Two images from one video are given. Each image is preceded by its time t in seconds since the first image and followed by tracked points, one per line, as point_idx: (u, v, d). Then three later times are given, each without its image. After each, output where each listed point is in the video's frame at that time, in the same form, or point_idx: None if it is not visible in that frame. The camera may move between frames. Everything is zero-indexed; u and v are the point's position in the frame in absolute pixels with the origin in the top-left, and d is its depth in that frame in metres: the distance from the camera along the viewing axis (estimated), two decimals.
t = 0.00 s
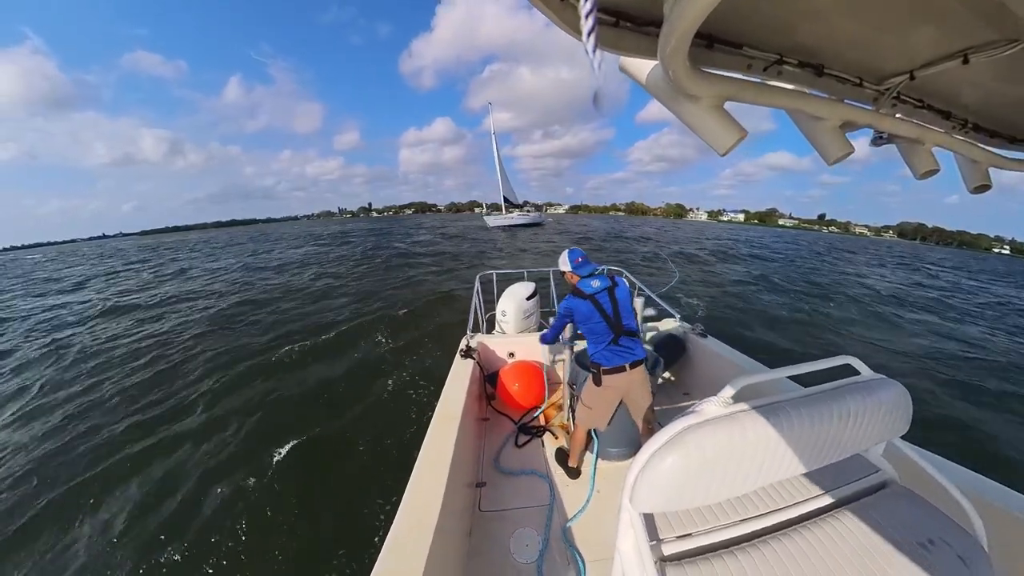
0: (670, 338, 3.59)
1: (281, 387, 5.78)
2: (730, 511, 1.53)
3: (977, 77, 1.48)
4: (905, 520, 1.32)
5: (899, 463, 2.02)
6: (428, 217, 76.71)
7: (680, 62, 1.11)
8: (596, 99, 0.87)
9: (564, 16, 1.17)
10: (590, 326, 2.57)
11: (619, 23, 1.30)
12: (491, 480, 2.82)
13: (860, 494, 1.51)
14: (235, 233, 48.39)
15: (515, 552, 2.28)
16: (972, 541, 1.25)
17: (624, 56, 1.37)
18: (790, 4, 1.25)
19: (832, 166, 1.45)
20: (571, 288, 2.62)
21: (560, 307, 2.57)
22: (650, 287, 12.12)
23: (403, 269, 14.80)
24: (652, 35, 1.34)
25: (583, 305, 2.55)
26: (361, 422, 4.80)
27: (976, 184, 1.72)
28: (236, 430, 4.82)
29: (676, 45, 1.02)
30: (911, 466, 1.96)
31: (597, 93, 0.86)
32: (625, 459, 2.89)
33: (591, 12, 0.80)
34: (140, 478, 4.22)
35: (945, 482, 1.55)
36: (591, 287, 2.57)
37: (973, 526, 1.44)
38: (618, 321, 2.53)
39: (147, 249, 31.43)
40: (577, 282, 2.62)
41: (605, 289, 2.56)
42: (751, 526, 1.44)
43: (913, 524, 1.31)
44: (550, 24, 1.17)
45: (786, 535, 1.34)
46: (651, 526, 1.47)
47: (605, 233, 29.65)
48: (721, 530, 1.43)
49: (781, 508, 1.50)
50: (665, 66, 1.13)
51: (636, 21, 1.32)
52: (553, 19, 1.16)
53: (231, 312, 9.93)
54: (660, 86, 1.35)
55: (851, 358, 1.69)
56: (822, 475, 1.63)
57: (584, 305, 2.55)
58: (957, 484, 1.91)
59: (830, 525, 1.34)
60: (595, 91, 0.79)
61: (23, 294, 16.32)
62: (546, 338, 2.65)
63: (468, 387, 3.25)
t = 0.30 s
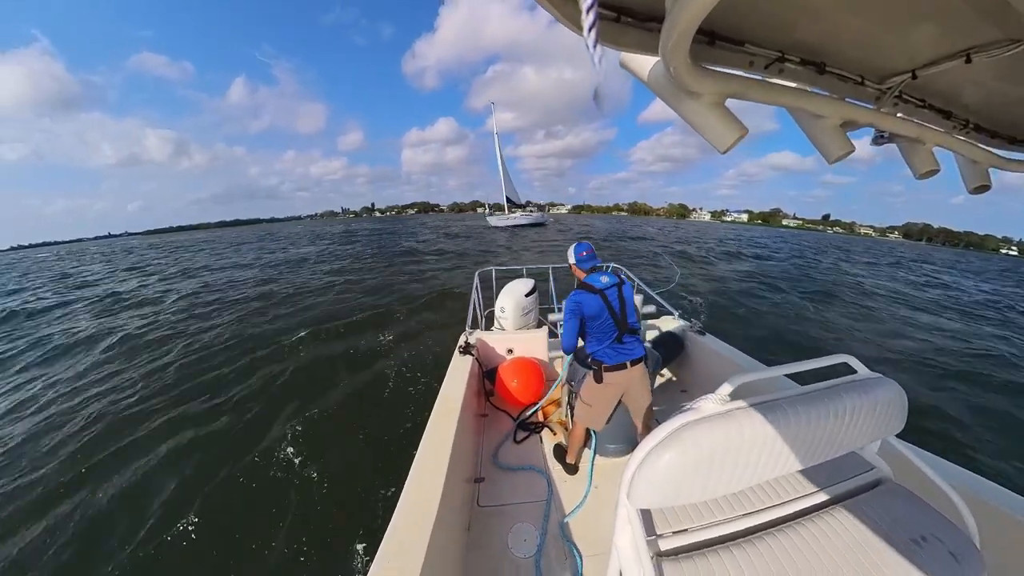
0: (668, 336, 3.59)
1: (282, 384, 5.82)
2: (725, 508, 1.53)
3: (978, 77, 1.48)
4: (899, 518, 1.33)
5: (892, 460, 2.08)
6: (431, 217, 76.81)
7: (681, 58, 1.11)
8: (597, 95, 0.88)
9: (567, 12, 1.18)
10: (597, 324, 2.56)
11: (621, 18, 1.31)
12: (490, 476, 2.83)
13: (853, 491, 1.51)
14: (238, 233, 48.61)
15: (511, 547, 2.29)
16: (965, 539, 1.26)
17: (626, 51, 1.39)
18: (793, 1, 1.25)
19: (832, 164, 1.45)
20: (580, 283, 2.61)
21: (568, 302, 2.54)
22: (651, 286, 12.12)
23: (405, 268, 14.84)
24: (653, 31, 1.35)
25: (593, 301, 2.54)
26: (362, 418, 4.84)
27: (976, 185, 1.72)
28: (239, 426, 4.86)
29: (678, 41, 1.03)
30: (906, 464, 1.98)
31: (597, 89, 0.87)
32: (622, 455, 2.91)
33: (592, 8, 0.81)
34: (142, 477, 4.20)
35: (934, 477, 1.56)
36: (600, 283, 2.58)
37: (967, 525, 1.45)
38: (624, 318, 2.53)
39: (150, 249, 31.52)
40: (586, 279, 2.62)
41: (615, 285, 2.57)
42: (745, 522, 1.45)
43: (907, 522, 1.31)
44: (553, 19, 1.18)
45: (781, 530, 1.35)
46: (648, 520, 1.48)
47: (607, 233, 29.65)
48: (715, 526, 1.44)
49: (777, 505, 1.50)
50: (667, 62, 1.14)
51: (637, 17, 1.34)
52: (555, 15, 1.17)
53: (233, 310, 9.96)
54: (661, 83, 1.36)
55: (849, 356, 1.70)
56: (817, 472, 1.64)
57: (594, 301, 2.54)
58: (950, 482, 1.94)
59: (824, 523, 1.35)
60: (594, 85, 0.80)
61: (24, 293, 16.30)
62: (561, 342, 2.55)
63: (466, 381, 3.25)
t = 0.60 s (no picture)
0: (667, 336, 3.60)
1: (284, 383, 5.88)
2: (720, 508, 1.54)
3: (980, 81, 1.48)
4: (893, 519, 1.34)
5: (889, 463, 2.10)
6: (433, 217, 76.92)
7: (683, 58, 1.13)
8: (598, 94, 0.90)
9: (570, 11, 1.20)
10: (610, 322, 2.57)
11: (624, 18, 1.33)
12: (489, 474, 2.85)
13: (848, 492, 1.52)
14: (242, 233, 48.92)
15: (509, 545, 2.31)
16: (959, 541, 1.26)
17: (628, 50, 1.40)
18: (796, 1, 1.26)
19: (833, 166, 1.46)
20: (603, 279, 2.63)
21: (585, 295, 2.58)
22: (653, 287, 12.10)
23: (407, 268, 14.91)
24: (655, 30, 1.37)
25: (612, 298, 2.56)
26: (362, 417, 4.90)
27: (977, 189, 1.72)
28: (241, 424, 4.92)
29: (681, 41, 1.04)
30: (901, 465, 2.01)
31: (598, 88, 0.88)
32: (620, 454, 2.92)
33: (594, 8, 0.83)
34: (144, 477, 4.18)
35: (928, 479, 1.58)
36: (622, 281, 2.58)
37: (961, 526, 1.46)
38: (637, 322, 2.53)
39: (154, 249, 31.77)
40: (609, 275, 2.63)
41: (635, 287, 2.56)
42: (740, 522, 1.46)
43: (901, 523, 1.32)
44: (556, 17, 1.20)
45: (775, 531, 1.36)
46: (644, 519, 1.49)
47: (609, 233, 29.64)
48: (710, 525, 1.45)
49: (771, 505, 1.51)
50: (670, 61, 1.15)
51: (640, 16, 1.35)
52: (558, 14, 1.19)
53: (236, 310, 10.06)
54: (662, 82, 1.37)
55: (846, 358, 1.70)
56: (813, 472, 1.65)
57: (613, 298, 2.56)
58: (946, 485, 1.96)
59: (818, 523, 1.36)
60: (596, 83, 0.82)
61: (28, 293, 16.39)
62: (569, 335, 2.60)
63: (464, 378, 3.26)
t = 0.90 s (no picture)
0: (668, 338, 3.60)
1: (286, 380, 5.93)
2: (719, 512, 1.54)
3: (981, 85, 1.48)
4: (891, 523, 1.34)
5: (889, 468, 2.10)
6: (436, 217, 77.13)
7: (684, 61, 1.13)
8: (598, 96, 0.91)
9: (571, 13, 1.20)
10: (633, 326, 2.60)
11: (625, 20, 1.34)
12: (488, 475, 2.87)
13: (846, 496, 1.52)
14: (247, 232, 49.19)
15: (508, 546, 2.32)
16: (957, 545, 1.27)
17: (628, 53, 1.41)
18: (797, 3, 1.26)
19: (833, 169, 1.47)
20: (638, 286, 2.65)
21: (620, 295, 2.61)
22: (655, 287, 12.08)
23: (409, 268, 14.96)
24: (656, 33, 1.37)
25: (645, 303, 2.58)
26: (363, 413, 4.94)
27: (978, 193, 1.72)
28: (243, 420, 4.97)
29: (681, 45, 1.05)
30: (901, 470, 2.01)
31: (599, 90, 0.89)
32: (619, 456, 2.94)
33: (596, 10, 0.84)
34: (143, 475, 4.17)
35: (927, 482, 1.58)
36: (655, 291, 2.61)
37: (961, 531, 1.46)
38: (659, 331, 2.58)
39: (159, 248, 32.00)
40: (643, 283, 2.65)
41: (667, 299, 2.61)
42: (738, 526, 1.46)
43: (900, 527, 1.33)
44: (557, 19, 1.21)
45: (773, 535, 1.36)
46: (643, 522, 1.50)
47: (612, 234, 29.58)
48: (708, 528, 1.46)
49: (770, 509, 1.51)
50: (671, 64, 1.16)
51: (642, 19, 1.36)
52: (559, 17, 1.20)
53: (240, 308, 10.14)
54: (664, 85, 1.37)
55: (845, 362, 1.70)
56: (811, 475, 1.65)
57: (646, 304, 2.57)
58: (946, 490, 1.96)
59: (816, 527, 1.36)
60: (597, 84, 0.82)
61: (35, 291, 16.58)
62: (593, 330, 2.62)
63: (464, 380, 3.26)
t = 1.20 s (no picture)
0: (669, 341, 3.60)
1: (290, 375, 5.96)
2: (722, 517, 1.55)
3: (979, 87, 1.48)
4: (895, 527, 1.35)
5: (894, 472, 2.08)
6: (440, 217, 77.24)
7: (682, 67, 1.14)
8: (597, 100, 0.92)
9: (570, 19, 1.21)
10: (643, 332, 2.62)
11: (624, 26, 1.35)
12: (489, 480, 2.88)
13: (850, 500, 1.53)
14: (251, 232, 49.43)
15: (510, 551, 2.33)
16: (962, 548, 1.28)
17: (627, 59, 1.42)
18: (796, 7, 1.26)
19: (833, 171, 1.48)
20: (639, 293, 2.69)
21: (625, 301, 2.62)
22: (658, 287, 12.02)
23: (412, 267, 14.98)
24: (655, 39, 1.38)
25: (650, 311, 2.62)
26: (365, 408, 4.95)
27: (977, 194, 1.71)
28: (246, 413, 4.99)
29: (680, 50, 1.06)
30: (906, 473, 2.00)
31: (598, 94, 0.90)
32: (620, 461, 2.94)
33: (595, 15, 0.85)
34: (144, 470, 4.17)
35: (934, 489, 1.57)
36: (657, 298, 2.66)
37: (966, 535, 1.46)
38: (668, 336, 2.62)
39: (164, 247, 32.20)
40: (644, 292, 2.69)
41: (671, 305, 2.68)
42: (742, 531, 1.47)
43: (904, 532, 1.33)
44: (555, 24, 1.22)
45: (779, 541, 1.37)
46: (646, 528, 1.50)
47: (615, 234, 29.50)
48: (711, 534, 1.46)
49: (774, 514, 1.52)
50: (669, 69, 1.17)
51: (641, 24, 1.37)
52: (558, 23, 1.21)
53: (243, 305, 10.18)
54: (663, 90, 1.38)
55: (847, 364, 1.70)
56: (814, 479, 1.65)
57: (651, 311, 2.62)
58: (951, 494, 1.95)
59: (820, 532, 1.37)
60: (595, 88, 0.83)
61: (42, 289, 16.73)
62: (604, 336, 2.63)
63: (464, 385, 3.28)
